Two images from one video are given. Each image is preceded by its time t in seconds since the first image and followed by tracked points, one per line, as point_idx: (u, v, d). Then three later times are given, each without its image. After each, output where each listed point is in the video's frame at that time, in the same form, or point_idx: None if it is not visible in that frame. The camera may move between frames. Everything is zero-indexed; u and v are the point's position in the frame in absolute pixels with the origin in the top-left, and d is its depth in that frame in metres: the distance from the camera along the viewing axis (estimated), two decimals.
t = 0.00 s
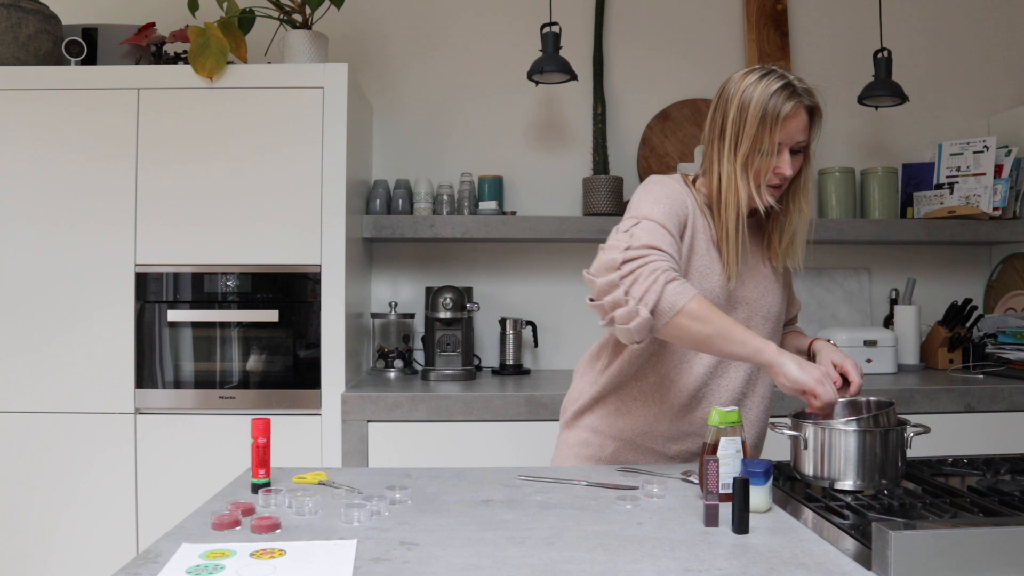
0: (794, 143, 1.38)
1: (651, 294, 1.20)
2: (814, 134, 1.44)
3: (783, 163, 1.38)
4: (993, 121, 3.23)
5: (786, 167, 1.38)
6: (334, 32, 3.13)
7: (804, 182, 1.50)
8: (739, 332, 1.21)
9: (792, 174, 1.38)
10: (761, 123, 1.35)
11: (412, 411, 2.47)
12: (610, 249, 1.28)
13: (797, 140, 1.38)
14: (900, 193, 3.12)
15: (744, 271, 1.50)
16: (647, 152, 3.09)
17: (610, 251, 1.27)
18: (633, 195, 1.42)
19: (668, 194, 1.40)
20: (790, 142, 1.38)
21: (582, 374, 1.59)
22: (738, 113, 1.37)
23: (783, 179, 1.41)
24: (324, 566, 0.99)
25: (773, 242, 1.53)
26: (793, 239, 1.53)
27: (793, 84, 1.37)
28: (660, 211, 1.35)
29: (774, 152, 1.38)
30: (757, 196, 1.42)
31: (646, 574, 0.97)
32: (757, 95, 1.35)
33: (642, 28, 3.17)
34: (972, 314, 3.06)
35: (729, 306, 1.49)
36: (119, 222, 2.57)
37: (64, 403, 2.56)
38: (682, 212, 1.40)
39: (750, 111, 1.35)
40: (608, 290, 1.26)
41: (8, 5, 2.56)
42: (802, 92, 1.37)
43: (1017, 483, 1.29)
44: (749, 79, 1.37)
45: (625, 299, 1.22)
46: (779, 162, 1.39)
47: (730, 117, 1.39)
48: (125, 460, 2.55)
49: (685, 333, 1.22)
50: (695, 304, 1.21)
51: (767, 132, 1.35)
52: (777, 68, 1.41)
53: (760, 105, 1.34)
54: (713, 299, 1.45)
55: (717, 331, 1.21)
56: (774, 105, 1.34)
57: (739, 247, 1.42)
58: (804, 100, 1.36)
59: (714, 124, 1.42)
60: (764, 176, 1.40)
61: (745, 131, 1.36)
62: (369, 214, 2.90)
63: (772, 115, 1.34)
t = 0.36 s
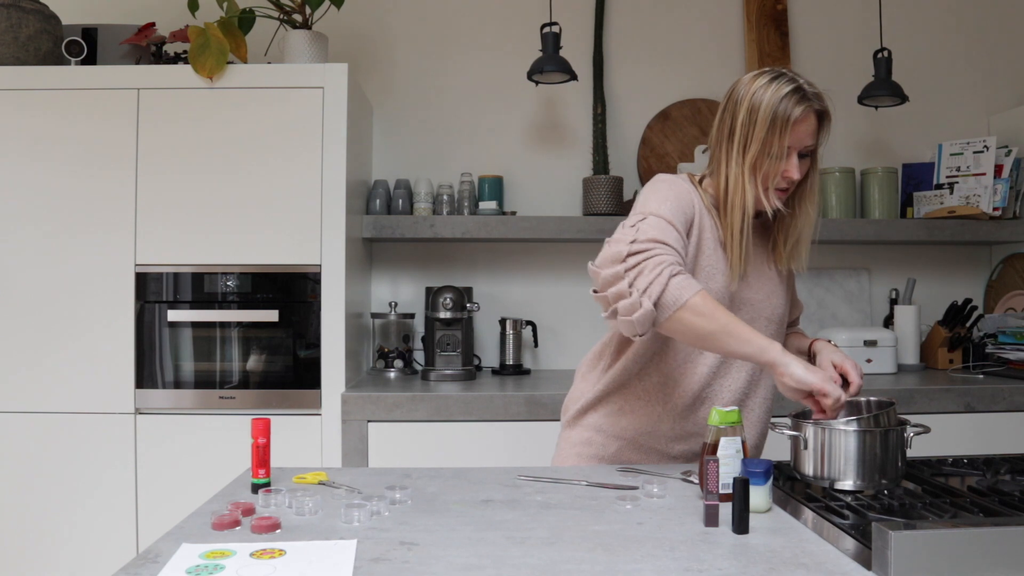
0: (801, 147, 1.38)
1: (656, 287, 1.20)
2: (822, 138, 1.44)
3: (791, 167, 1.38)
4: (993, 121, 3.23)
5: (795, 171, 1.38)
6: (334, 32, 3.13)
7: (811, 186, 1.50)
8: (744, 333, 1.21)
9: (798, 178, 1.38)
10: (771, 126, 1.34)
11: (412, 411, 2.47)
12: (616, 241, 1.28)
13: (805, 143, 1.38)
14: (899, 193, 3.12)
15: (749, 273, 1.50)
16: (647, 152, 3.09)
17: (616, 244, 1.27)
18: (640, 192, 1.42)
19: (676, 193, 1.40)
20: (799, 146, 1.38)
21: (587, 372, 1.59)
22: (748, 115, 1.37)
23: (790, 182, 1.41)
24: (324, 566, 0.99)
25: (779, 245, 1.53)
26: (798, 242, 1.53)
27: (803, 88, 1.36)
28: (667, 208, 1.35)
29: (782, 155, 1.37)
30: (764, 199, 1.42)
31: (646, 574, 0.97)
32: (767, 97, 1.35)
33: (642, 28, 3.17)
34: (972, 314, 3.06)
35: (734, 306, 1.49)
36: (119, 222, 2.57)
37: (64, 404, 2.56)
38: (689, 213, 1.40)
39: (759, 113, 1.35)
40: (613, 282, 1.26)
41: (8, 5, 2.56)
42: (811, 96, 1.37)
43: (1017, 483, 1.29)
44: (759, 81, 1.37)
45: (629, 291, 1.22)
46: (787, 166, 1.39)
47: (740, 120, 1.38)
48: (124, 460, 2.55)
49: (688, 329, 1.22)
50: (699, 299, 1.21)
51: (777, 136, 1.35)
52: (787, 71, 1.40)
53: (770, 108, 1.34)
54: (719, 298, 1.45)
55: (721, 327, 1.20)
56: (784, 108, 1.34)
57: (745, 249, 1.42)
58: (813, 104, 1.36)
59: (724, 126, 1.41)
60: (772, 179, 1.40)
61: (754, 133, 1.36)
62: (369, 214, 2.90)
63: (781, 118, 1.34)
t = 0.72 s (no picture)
0: (808, 151, 1.38)
1: (654, 293, 1.21)
2: (829, 142, 1.44)
3: (797, 171, 1.38)
4: (993, 121, 3.23)
5: (800, 175, 1.38)
6: (334, 32, 3.13)
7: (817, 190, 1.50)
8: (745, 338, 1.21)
9: (805, 182, 1.38)
10: (778, 130, 1.34)
11: (412, 411, 2.47)
12: (617, 246, 1.28)
13: (812, 147, 1.38)
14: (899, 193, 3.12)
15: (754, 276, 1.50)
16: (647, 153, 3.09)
17: (618, 248, 1.28)
18: (645, 192, 1.42)
19: (682, 195, 1.40)
20: (805, 150, 1.38)
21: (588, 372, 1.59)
22: (755, 118, 1.36)
23: (796, 186, 1.40)
24: (324, 566, 0.99)
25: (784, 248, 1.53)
26: (804, 246, 1.53)
27: (810, 91, 1.36)
28: (672, 210, 1.35)
29: (789, 158, 1.37)
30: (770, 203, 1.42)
31: (646, 574, 0.97)
32: (775, 101, 1.34)
33: (642, 28, 3.17)
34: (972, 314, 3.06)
35: (738, 309, 1.49)
36: (119, 222, 2.57)
37: (64, 403, 2.56)
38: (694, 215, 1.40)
39: (767, 116, 1.35)
40: (613, 287, 1.27)
41: (8, 5, 2.56)
42: (819, 99, 1.36)
43: (1017, 483, 1.29)
44: (767, 84, 1.37)
45: (628, 297, 1.23)
46: (793, 169, 1.39)
47: (748, 122, 1.38)
48: (124, 460, 2.55)
49: (688, 333, 1.22)
50: (698, 304, 1.21)
51: (784, 139, 1.35)
52: (795, 74, 1.40)
53: (777, 112, 1.34)
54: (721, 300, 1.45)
55: (720, 333, 1.21)
56: (791, 112, 1.34)
57: (752, 253, 1.42)
58: (821, 108, 1.36)
59: (731, 128, 1.41)
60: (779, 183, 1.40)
61: (762, 136, 1.35)
62: (369, 214, 2.90)
63: (788, 122, 1.34)
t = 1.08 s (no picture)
0: (809, 151, 1.38)
1: (669, 292, 1.20)
2: (831, 142, 1.44)
3: (798, 171, 1.38)
4: (993, 121, 3.23)
5: (801, 175, 1.38)
6: (334, 32, 3.13)
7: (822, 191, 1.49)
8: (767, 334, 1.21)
9: (805, 182, 1.38)
10: (778, 129, 1.34)
11: (412, 411, 2.47)
12: (627, 248, 1.28)
13: (812, 147, 1.38)
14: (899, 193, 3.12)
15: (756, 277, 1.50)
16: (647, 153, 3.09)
17: (629, 251, 1.28)
18: (649, 191, 1.42)
19: (687, 193, 1.40)
20: (806, 150, 1.38)
21: (588, 371, 1.59)
22: (755, 119, 1.37)
23: (798, 187, 1.40)
24: (324, 566, 0.99)
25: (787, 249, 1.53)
26: (809, 247, 1.53)
27: (811, 91, 1.36)
28: (679, 208, 1.35)
29: (790, 158, 1.37)
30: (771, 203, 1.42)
31: (645, 574, 0.97)
32: (774, 100, 1.34)
33: (642, 28, 3.17)
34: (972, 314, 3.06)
35: (740, 308, 1.49)
36: (119, 223, 2.57)
37: (63, 403, 2.56)
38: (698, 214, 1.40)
39: (767, 116, 1.35)
40: (627, 291, 1.26)
41: (8, 5, 2.56)
42: (818, 99, 1.36)
43: (1018, 483, 1.29)
44: (768, 84, 1.37)
45: (643, 299, 1.22)
46: (794, 170, 1.38)
47: (748, 122, 1.38)
48: (124, 460, 2.55)
49: (705, 332, 1.22)
50: (713, 302, 1.21)
51: (784, 139, 1.35)
52: (797, 74, 1.40)
53: (777, 111, 1.34)
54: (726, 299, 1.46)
55: (736, 329, 1.20)
56: (791, 111, 1.34)
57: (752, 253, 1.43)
58: (821, 108, 1.36)
59: (733, 128, 1.41)
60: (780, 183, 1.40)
61: (761, 136, 1.36)
62: (369, 214, 2.90)
63: (788, 121, 1.34)
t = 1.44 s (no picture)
0: (810, 152, 1.38)
1: (657, 287, 1.20)
2: (833, 143, 1.43)
3: (800, 171, 1.38)
4: (993, 121, 3.23)
5: (803, 176, 1.37)
6: (334, 32, 3.13)
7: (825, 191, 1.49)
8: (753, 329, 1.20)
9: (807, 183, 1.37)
10: (779, 130, 1.34)
11: (412, 411, 2.47)
12: (619, 242, 1.28)
13: (814, 148, 1.37)
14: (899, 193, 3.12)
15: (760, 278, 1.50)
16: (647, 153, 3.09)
17: (621, 244, 1.27)
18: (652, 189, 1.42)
19: (688, 193, 1.40)
20: (808, 150, 1.37)
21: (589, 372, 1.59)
22: (757, 119, 1.36)
23: (800, 187, 1.40)
24: (324, 566, 0.99)
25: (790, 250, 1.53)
26: (813, 248, 1.53)
27: (813, 92, 1.36)
28: (677, 208, 1.35)
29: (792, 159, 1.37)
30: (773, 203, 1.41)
31: (646, 574, 0.97)
32: (776, 101, 1.34)
33: (642, 28, 3.17)
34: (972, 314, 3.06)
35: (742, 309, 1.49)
36: (118, 223, 2.57)
37: (63, 403, 2.56)
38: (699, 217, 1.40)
39: (769, 117, 1.35)
40: (615, 283, 1.25)
41: (8, 5, 2.56)
42: (820, 99, 1.36)
43: (1018, 483, 1.29)
44: (770, 85, 1.37)
45: (631, 292, 1.21)
46: (796, 170, 1.38)
47: (750, 124, 1.38)
48: (124, 460, 2.55)
49: (692, 327, 1.21)
50: (701, 298, 1.21)
51: (785, 139, 1.35)
52: (800, 75, 1.40)
53: (779, 112, 1.34)
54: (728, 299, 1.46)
55: (724, 325, 1.20)
56: (792, 112, 1.33)
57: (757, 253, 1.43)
58: (823, 109, 1.36)
59: (735, 129, 1.41)
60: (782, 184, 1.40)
61: (763, 137, 1.35)
62: (369, 214, 2.90)
63: (790, 122, 1.34)
